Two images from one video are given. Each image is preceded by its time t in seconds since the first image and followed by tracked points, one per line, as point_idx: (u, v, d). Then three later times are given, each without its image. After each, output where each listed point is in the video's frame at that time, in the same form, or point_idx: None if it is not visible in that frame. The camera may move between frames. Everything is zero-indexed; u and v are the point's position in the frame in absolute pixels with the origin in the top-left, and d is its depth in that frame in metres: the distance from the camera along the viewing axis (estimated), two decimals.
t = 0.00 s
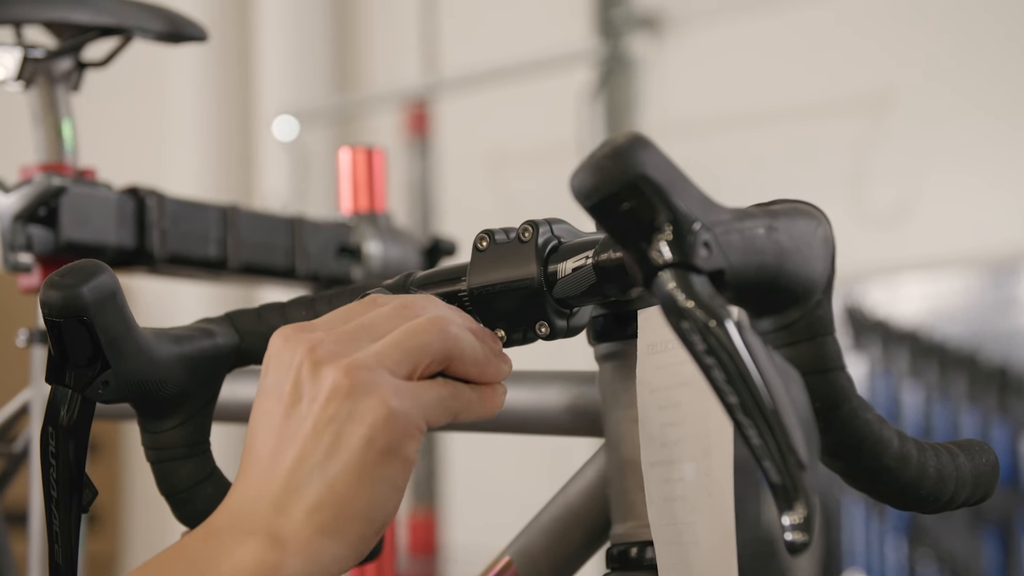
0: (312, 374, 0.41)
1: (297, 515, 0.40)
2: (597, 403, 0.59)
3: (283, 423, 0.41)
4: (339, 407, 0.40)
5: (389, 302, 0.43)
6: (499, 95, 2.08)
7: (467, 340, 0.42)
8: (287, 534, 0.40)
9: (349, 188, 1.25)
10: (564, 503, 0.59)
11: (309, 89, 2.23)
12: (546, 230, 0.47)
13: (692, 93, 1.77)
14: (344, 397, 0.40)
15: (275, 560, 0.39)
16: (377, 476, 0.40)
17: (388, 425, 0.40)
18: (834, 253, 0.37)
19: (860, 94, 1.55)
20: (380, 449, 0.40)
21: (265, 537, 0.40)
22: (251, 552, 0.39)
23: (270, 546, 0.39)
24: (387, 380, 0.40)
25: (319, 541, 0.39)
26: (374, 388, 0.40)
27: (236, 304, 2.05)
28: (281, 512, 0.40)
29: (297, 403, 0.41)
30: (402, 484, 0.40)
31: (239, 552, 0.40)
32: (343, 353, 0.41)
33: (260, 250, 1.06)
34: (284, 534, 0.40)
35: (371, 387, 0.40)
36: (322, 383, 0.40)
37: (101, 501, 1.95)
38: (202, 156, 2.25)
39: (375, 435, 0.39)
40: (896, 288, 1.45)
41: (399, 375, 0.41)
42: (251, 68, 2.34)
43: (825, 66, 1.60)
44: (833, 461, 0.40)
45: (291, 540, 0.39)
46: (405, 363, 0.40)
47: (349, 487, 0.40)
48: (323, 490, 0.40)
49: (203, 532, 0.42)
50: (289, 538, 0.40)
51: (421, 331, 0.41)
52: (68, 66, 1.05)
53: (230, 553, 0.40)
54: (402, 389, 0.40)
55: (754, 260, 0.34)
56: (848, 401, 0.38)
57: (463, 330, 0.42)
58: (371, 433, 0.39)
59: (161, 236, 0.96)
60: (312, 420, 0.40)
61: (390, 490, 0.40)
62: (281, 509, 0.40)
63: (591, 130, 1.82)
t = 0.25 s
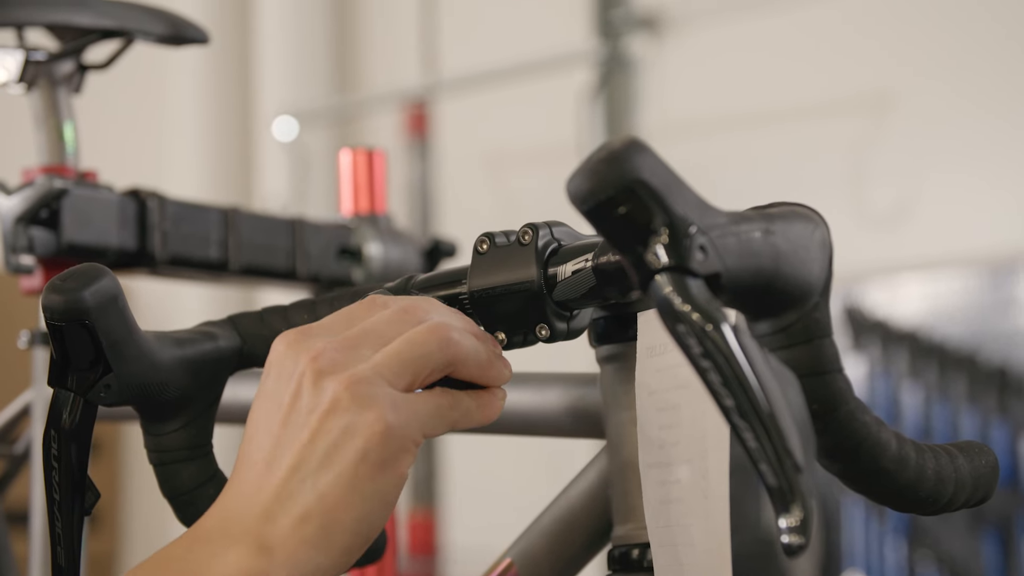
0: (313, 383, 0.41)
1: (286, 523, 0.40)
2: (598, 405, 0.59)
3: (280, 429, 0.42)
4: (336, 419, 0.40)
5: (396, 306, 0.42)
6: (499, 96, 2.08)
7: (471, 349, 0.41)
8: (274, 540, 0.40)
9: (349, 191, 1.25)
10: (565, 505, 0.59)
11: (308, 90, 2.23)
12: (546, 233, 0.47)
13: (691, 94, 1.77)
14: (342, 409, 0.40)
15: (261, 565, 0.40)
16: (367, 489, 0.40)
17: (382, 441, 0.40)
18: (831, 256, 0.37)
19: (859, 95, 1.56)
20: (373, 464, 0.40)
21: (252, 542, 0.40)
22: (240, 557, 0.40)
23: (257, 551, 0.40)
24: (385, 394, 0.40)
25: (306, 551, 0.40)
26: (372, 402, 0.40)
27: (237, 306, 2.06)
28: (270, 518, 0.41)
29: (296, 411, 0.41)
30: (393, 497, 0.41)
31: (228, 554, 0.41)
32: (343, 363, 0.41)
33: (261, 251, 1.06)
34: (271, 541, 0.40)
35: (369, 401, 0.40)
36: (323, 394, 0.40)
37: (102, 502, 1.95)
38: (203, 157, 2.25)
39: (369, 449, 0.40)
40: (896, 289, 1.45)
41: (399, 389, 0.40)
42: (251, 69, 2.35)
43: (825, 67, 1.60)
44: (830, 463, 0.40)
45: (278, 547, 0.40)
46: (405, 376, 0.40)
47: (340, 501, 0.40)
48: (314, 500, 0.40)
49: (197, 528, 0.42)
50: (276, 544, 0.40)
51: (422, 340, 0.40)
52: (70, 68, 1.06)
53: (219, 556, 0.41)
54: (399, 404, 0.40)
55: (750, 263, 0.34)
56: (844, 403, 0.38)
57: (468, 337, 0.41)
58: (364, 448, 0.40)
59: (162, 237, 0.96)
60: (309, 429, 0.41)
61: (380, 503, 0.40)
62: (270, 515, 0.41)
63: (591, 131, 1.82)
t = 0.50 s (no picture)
0: (276, 373, 0.40)
1: (249, 509, 0.38)
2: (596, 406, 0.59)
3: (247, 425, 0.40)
4: (296, 402, 0.39)
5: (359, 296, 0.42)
6: (502, 97, 2.08)
7: (432, 328, 0.41)
8: (239, 530, 0.38)
9: (351, 191, 1.25)
10: (564, 506, 0.59)
11: (311, 92, 2.24)
12: (543, 234, 0.47)
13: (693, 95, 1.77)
14: (303, 392, 0.39)
15: (225, 558, 0.38)
16: (331, 469, 0.38)
17: (342, 418, 0.38)
18: (826, 256, 0.37)
19: (861, 96, 1.56)
20: (334, 440, 0.38)
21: (217, 535, 0.38)
22: (204, 550, 0.38)
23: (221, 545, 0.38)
24: (346, 373, 0.39)
25: (269, 538, 0.38)
26: (331, 380, 0.39)
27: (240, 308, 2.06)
28: (235, 510, 0.39)
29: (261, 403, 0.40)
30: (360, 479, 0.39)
31: (194, 548, 0.38)
32: (305, 350, 0.40)
33: (262, 253, 1.06)
34: (236, 533, 0.38)
35: (328, 379, 0.39)
36: (284, 380, 0.39)
37: (106, 503, 1.96)
38: (205, 160, 2.25)
39: (328, 426, 0.38)
40: (898, 291, 1.46)
41: (360, 369, 0.40)
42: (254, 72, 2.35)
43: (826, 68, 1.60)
44: (826, 463, 0.40)
45: (243, 536, 0.38)
46: (367, 355, 0.40)
47: (301, 483, 0.38)
48: (275, 486, 0.38)
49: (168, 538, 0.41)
50: (240, 535, 0.38)
51: (382, 323, 0.40)
52: (72, 70, 1.06)
53: (184, 552, 0.39)
54: (359, 383, 0.39)
55: (744, 263, 0.34)
56: (839, 404, 0.38)
57: (431, 316, 0.41)
58: (323, 424, 0.38)
59: (165, 239, 0.97)
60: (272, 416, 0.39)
61: (348, 485, 0.39)
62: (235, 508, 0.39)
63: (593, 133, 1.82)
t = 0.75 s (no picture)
0: (317, 415, 0.32)
1: (252, 541, 0.33)
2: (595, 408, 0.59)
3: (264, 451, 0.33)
4: (337, 462, 0.32)
5: (418, 308, 0.32)
6: (500, 99, 2.08)
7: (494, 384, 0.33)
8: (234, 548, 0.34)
9: (350, 192, 1.25)
10: (563, 508, 0.59)
11: (310, 93, 2.24)
12: (543, 236, 0.47)
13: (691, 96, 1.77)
14: (345, 462, 0.32)
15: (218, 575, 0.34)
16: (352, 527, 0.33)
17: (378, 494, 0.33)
18: (825, 259, 0.38)
19: (859, 97, 1.56)
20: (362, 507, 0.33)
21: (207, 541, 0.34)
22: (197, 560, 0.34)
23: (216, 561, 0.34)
24: (395, 445, 0.32)
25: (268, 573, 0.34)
26: (377, 449, 0.32)
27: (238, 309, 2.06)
28: (232, 528, 0.33)
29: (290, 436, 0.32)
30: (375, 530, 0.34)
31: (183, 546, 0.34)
32: (353, 396, 0.32)
33: (261, 255, 1.06)
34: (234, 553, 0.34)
35: (375, 445, 0.32)
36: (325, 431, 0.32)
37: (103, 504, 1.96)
38: (204, 161, 2.25)
39: (362, 503, 0.33)
40: (897, 292, 1.46)
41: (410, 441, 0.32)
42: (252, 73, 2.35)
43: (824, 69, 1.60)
44: (825, 465, 0.40)
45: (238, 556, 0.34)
46: (417, 433, 0.32)
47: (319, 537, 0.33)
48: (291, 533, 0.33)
49: (148, 494, 0.35)
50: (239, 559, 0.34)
51: (439, 402, 0.32)
52: (71, 72, 1.06)
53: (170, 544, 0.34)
54: (406, 461, 0.32)
55: (744, 266, 0.34)
56: (839, 406, 0.38)
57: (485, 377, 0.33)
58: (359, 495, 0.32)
59: (164, 241, 0.97)
60: (298, 468, 0.32)
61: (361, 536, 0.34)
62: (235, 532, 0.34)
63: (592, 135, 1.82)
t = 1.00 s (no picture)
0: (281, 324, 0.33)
1: (238, 461, 0.34)
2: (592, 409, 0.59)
3: (236, 359, 0.33)
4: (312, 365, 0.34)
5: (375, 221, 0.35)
6: (500, 100, 2.08)
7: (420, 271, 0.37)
8: (222, 472, 0.34)
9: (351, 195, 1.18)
10: (561, 508, 0.59)
11: (311, 94, 2.24)
12: (538, 237, 0.48)
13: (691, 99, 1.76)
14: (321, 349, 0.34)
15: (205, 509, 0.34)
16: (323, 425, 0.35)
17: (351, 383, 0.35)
18: (815, 261, 0.38)
19: (859, 97, 1.56)
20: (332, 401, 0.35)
21: (194, 472, 0.33)
22: (178, 501, 0.33)
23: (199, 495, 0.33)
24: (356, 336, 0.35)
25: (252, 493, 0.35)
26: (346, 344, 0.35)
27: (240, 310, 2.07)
28: (218, 452, 0.33)
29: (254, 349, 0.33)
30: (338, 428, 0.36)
31: (165, 485, 0.33)
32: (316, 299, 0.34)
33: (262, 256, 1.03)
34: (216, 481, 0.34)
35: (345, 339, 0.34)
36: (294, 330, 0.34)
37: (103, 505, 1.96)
38: (204, 164, 2.25)
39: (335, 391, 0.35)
40: (897, 293, 1.46)
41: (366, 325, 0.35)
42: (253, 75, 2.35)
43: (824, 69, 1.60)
44: (815, 465, 0.40)
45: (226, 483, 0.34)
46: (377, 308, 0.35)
47: (294, 443, 0.35)
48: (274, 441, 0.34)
49: (105, 444, 0.34)
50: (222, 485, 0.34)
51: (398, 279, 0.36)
52: (72, 73, 1.06)
53: (152, 487, 0.33)
54: (367, 342, 0.36)
55: (731, 267, 0.35)
56: (829, 406, 0.38)
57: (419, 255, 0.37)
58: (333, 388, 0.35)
59: (164, 242, 0.97)
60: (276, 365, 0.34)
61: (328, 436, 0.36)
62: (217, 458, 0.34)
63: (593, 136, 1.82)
